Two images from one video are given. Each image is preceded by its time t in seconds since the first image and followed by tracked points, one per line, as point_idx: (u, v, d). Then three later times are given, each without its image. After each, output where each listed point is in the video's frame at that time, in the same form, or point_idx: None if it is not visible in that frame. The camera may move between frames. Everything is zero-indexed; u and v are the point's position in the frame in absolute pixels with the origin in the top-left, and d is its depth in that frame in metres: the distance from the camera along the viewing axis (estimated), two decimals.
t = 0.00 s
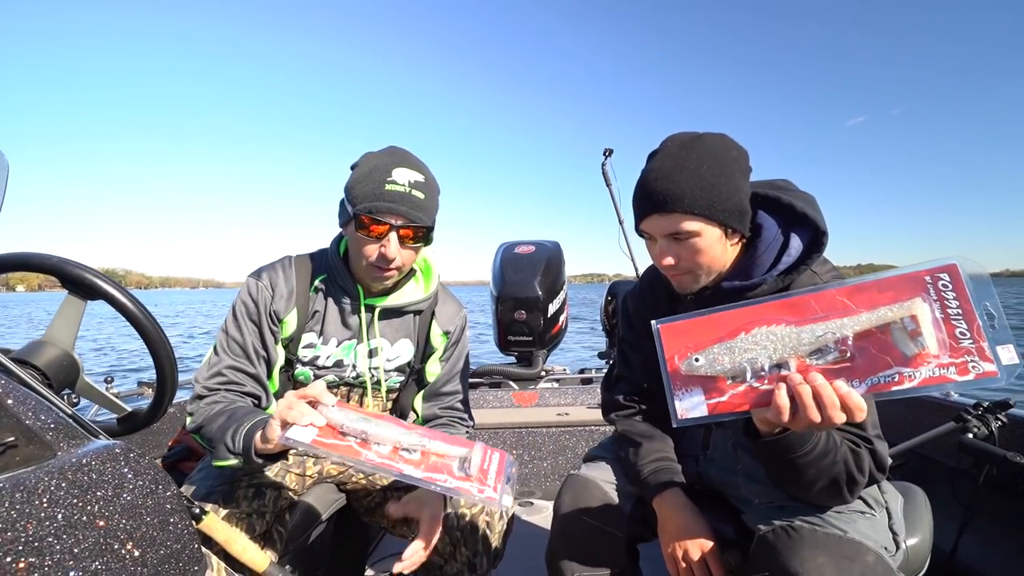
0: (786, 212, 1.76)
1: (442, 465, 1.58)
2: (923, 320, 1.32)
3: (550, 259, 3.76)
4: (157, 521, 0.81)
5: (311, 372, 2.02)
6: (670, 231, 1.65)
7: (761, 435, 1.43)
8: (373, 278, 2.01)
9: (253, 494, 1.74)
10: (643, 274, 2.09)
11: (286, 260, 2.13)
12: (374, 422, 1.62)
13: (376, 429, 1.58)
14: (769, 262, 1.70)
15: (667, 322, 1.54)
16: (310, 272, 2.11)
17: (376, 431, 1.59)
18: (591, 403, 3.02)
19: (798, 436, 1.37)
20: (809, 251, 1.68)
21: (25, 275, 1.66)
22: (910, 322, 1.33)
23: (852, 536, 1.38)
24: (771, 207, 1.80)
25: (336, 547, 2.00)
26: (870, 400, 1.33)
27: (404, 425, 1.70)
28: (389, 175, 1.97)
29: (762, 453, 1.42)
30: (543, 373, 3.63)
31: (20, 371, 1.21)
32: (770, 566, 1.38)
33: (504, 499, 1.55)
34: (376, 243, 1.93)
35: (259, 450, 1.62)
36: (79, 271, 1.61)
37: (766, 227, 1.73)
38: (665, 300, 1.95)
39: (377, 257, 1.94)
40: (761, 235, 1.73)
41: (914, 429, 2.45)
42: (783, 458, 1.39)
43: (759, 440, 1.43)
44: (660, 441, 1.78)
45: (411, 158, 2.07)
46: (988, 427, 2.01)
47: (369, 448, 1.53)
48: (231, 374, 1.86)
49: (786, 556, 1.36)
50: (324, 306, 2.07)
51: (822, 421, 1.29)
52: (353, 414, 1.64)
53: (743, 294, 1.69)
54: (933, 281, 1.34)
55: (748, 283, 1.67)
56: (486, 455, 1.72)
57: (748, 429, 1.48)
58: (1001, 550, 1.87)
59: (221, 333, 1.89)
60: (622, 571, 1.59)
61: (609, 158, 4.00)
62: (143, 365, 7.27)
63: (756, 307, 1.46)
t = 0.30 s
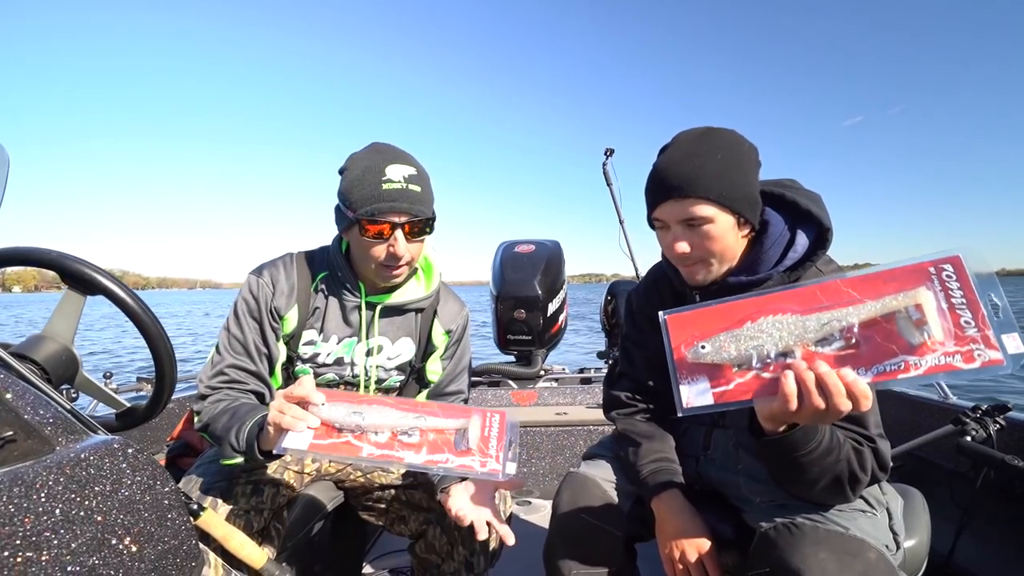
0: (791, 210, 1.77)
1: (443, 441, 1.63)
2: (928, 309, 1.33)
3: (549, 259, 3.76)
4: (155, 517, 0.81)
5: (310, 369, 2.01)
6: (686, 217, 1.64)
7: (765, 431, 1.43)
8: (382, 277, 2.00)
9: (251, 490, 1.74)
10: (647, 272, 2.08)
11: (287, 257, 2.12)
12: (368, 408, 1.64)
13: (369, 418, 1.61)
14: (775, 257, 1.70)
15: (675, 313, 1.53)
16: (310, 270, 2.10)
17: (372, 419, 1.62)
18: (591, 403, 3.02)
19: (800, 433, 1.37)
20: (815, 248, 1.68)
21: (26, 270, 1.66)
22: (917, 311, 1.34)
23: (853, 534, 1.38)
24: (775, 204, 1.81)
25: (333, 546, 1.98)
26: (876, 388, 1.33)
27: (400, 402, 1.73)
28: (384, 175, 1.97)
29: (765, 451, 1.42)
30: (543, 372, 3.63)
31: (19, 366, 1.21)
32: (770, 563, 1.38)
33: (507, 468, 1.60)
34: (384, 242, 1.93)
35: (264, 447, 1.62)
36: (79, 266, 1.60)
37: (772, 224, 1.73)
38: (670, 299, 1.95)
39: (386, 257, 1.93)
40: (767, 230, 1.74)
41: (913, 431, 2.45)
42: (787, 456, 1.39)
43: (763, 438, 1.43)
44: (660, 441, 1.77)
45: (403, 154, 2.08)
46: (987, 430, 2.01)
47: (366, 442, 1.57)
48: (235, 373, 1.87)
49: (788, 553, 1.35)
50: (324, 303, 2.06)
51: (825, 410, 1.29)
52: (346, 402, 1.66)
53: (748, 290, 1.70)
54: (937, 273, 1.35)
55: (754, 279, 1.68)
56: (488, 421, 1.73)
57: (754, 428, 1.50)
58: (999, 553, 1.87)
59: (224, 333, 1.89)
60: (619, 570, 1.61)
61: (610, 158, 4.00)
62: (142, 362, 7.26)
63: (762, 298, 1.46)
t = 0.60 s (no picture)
0: (794, 206, 1.79)
1: (440, 454, 1.62)
2: (925, 308, 1.33)
3: (550, 259, 3.77)
4: (154, 516, 0.81)
5: (312, 370, 2.02)
6: (718, 195, 1.65)
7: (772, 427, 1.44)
8: (384, 276, 2.00)
9: (251, 490, 1.74)
10: (650, 272, 2.09)
11: (290, 256, 2.12)
12: (368, 413, 1.64)
13: (369, 423, 1.61)
14: (781, 250, 1.71)
15: (674, 311, 1.55)
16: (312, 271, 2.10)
17: (371, 425, 1.61)
18: (591, 403, 3.02)
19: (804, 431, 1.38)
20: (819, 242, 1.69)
21: (26, 269, 1.65)
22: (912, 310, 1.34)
23: (857, 523, 1.38)
24: (779, 202, 1.83)
25: (333, 546, 1.98)
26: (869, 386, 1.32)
27: (399, 411, 1.73)
28: (388, 175, 1.97)
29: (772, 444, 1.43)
30: (543, 372, 3.63)
31: (19, 365, 1.21)
32: (775, 553, 1.36)
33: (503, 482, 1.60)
34: (387, 243, 1.93)
35: (264, 448, 1.62)
36: (79, 266, 1.60)
37: (778, 217, 1.74)
38: (674, 297, 1.96)
39: (389, 256, 1.93)
40: (772, 226, 1.74)
41: (913, 433, 2.46)
42: (792, 448, 1.40)
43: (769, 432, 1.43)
44: (662, 439, 1.77)
45: (405, 153, 2.07)
46: (987, 432, 2.01)
47: (363, 446, 1.56)
48: (237, 373, 1.86)
49: (793, 543, 1.33)
50: (326, 303, 2.06)
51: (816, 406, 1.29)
52: (345, 405, 1.66)
53: (754, 283, 1.71)
54: (935, 272, 1.35)
55: (761, 271, 1.69)
56: (487, 436, 1.75)
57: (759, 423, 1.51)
58: (999, 555, 1.87)
59: (226, 332, 1.89)
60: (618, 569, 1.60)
61: (610, 159, 4.00)
62: (141, 361, 7.26)
63: (761, 296, 1.47)
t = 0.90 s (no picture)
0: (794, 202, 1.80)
1: (443, 460, 1.62)
2: (909, 293, 1.30)
3: (550, 260, 3.76)
4: (156, 520, 0.81)
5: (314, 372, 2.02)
6: (726, 176, 1.66)
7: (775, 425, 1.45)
8: (385, 277, 1.99)
9: (253, 494, 1.73)
10: (652, 272, 2.09)
11: (291, 259, 2.12)
12: (373, 417, 1.64)
13: (374, 427, 1.61)
14: (782, 241, 1.71)
15: (661, 320, 1.55)
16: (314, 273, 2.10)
17: (375, 429, 1.61)
18: (592, 404, 3.02)
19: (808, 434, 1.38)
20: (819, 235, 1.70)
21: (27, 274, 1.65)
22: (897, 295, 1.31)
23: (863, 513, 1.37)
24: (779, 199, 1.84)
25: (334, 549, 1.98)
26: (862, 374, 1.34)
27: (404, 416, 1.73)
28: (393, 176, 1.97)
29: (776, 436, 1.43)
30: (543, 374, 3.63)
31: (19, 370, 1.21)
32: (781, 542, 1.35)
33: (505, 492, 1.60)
34: (390, 245, 1.93)
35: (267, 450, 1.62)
36: (80, 270, 1.60)
37: (778, 210, 1.75)
38: (677, 295, 1.95)
39: (392, 257, 1.93)
40: (773, 218, 1.75)
41: (915, 432, 2.45)
42: (797, 440, 1.40)
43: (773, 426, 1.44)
44: (666, 437, 1.77)
45: (408, 155, 2.08)
46: (989, 430, 2.00)
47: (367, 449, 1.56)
48: (238, 377, 1.86)
49: (799, 531, 1.32)
50: (328, 305, 2.06)
51: (810, 400, 1.30)
52: (351, 409, 1.66)
53: (755, 274, 1.71)
54: (917, 251, 1.29)
55: (763, 262, 1.69)
56: (491, 445, 1.75)
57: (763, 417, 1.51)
58: (1001, 554, 1.87)
59: (226, 336, 1.89)
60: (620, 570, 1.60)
61: (610, 159, 4.01)
62: (142, 365, 7.26)
63: (744, 296, 1.46)
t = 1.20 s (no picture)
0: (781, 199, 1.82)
1: (444, 454, 1.61)
2: (903, 266, 1.32)
3: (550, 260, 3.77)
4: (158, 525, 0.81)
5: (313, 373, 2.01)
6: (714, 164, 1.67)
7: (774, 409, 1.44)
8: (381, 276, 1.99)
9: (254, 497, 1.73)
10: (647, 271, 2.09)
11: (289, 260, 2.12)
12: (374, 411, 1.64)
13: (376, 421, 1.60)
14: (767, 234, 1.72)
15: (667, 290, 1.56)
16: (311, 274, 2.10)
17: (377, 423, 1.61)
18: (592, 404, 3.02)
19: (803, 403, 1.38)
20: (804, 228, 1.73)
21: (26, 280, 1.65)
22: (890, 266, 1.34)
23: (862, 504, 1.37)
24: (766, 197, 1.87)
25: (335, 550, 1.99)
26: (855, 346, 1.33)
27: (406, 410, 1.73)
28: (388, 174, 1.97)
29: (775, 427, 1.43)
30: (544, 374, 3.62)
31: (19, 375, 1.20)
32: (780, 534, 1.35)
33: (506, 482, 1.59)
34: (385, 242, 1.93)
35: (268, 449, 1.61)
36: (80, 275, 1.60)
37: (765, 204, 1.76)
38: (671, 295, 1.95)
39: (388, 256, 1.93)
40: (758, 211, 1.77)
41: (916, 429, 2.45)
42: (796, 431, 1.40)
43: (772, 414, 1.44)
44: (665, 435, 1.76)
45: (404, 155, 2.08)
46: (991, 427, 2.00)
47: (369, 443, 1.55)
48: (237, 378, 1.85)
49: (797, 523, 1.32)
50: (326, 306, 2.07)
51: (808, 367, 1.29)
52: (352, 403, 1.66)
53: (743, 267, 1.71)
54: (911, 228, 1.34)
55: (750, 253, 1.69)
56: (493, 435, 1.73)
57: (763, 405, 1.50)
58: (1003, 550, 1.87)
59: (226, 338, 1.89)
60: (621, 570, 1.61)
61: (609, 159, 4.01)
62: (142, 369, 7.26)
63: (745, 268, 1.48)
